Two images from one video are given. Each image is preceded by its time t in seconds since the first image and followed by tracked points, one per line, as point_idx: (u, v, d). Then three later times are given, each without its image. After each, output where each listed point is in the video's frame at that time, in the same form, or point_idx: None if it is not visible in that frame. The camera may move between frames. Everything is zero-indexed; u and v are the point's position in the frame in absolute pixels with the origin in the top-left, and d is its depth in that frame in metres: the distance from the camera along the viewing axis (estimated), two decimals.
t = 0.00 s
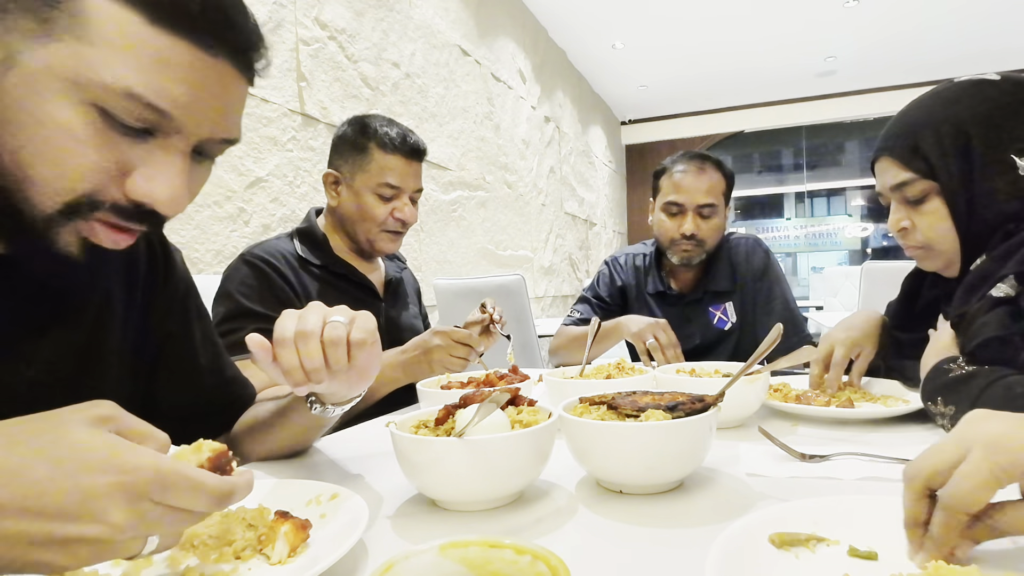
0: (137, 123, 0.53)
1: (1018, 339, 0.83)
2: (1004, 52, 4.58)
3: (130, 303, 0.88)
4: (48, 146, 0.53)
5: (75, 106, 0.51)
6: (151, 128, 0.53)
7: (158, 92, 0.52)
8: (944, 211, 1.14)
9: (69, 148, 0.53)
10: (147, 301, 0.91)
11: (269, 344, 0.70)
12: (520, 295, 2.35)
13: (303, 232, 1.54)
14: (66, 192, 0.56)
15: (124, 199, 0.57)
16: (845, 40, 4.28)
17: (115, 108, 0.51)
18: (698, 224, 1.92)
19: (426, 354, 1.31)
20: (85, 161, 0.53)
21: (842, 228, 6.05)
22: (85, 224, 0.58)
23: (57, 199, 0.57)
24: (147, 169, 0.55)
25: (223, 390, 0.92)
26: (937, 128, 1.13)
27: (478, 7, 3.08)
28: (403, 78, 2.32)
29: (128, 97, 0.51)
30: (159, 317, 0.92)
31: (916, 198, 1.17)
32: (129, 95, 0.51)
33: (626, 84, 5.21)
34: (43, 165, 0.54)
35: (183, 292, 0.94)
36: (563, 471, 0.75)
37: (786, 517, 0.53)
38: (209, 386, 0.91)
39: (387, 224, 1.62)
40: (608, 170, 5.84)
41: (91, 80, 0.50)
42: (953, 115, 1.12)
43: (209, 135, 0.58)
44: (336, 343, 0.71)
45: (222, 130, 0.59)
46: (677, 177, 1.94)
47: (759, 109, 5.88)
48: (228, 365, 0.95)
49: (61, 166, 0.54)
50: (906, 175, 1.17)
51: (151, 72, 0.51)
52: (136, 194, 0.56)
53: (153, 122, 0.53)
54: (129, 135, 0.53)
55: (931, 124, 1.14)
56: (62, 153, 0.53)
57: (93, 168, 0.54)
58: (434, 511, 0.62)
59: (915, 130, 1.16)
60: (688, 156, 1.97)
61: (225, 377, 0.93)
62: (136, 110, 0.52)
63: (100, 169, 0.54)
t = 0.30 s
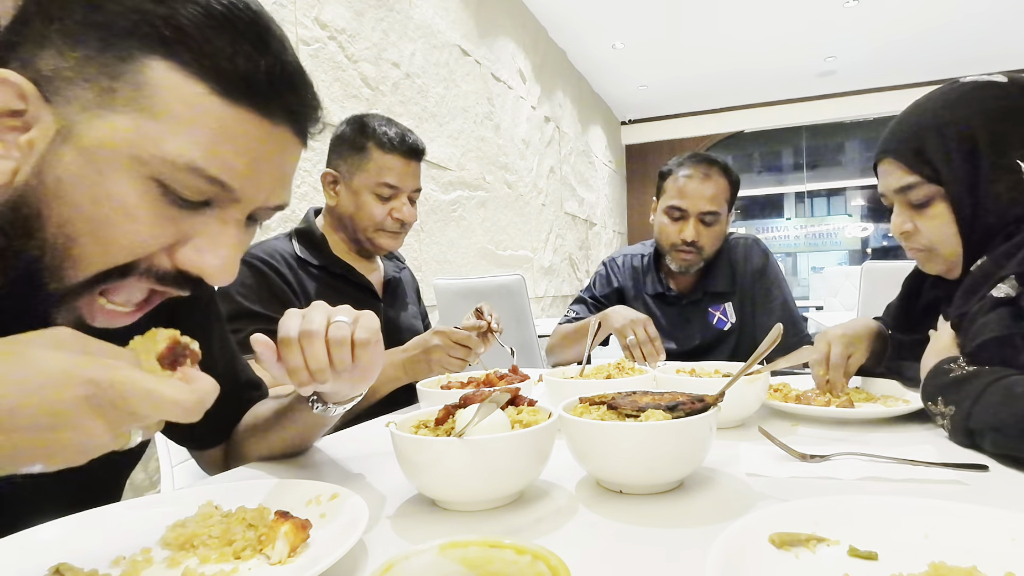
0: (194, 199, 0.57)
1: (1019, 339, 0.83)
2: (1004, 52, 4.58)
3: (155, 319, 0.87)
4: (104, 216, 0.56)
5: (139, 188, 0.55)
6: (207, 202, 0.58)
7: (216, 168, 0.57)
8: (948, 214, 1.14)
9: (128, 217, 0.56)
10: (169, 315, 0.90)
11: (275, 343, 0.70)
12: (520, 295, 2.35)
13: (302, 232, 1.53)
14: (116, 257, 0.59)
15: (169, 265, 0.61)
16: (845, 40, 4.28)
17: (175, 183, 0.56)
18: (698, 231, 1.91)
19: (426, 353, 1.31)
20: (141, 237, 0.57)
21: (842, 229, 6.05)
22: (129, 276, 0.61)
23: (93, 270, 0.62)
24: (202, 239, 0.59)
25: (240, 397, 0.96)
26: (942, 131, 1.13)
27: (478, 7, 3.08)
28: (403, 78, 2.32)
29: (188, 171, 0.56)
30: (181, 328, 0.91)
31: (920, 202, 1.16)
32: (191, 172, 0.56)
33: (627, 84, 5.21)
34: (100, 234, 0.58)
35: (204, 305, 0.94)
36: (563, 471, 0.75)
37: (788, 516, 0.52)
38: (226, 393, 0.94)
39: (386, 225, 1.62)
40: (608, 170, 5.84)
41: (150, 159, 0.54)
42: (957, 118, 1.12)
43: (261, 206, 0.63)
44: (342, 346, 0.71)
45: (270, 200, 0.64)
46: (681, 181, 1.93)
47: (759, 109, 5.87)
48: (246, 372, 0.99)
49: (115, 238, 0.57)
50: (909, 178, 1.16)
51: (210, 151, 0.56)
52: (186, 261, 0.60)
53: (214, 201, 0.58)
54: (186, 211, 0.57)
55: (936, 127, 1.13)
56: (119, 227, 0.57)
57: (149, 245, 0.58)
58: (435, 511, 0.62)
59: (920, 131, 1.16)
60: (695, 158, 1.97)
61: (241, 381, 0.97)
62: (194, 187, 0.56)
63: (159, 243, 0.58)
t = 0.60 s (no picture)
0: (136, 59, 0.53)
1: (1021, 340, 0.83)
2: (1003, 52, 4.58)
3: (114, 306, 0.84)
4: (47, 99, 0.52)
5: (75, 56, 0.51)
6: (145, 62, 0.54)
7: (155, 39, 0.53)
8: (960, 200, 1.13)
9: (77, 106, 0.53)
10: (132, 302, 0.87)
11: (281, 337, 0.70)
12: (520, 295, 2.34)
13: (309, 232, 1.54)
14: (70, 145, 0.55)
15: (129, 142, 0.56)
16: (845, 40, 4.28)
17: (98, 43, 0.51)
18: (705, 227, 1.91)
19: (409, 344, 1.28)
20: (84, 107, 0.53)
21: (842, 228, 6.05)
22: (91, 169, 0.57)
23: (66, 148, 0.55)
24: (150, 109, 0.56)
25: (211, 391, 0.87)
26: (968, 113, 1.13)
27: (478, 7, 3.08)
28: (403, 78, 2.32)
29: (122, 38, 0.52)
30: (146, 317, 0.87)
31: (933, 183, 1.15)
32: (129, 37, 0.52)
33: (627, 84, 5.21)
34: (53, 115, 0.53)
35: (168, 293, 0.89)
36: (562, 471, 0.74)
37: (787, 516, 0.52)
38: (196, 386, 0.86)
39: (398, 215, 1.62)
40: (608, 170, 5.84)
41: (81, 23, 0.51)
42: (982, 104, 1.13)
43: (195, 76, 0.58)
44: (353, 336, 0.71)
45: (207, 74, 0.59)
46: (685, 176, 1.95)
47: (759, 109, 5.87)
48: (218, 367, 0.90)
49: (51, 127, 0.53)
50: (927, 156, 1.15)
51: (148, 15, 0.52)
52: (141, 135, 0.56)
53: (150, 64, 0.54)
54: (129, 79, 0.54)
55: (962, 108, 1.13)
56: (57, 104, 0.52)
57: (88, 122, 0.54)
58: (434, 511, 0.62)
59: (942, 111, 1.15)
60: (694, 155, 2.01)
61: (213, 377, 0.88)
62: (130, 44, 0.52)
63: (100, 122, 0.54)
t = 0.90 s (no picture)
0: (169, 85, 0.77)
1: None
2: (1003, 52, 4.58)
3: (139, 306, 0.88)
4: (93, 122, 0.71)
5: (110, 77, 0.71)
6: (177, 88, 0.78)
7: (189, 62, 0.79)
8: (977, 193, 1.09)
9: (103, 129, 0.73)
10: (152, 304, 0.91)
11: (288, 337, 0.70)
12: (520, 295, 2.34)
13: (307, 231, 1.54)
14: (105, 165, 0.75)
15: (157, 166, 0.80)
16: (846, 40, 4.28)
17: (142, 71, 0.74)
18: (705, 225, 1.91)
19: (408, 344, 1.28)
20: (122, 128, 0.74)
21: (842, 228, 6.06)
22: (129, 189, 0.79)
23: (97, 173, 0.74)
24: (178, 134, 0.81)
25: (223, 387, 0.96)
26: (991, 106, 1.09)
27: (478, 7, 3.08)
28: (403, 77, 2.32)
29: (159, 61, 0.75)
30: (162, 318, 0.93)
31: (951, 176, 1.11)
32: (163, 64, 0.76)
33: (627, 83, 5.20)
34: (83, 135, 0.71)
35: (177, 295, 0.97)
36: (563, 471, 0.74)
37: (787, 516, 0.52)
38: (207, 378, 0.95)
39: (398, 216, 1.63)
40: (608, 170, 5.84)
41: (131, 49, 0.72)
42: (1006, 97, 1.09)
43: (230, 105, 0.90)
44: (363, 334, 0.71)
45: (231, 100, 0.90)
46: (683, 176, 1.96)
47: (759, 109, 5.86)
48: (219, 346, 1.06)
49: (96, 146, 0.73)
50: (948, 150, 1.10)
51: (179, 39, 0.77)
52: (172, 159, 0.82)
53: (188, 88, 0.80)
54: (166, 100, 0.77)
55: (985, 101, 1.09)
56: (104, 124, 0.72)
57: (142, 126, 0.76)
58: (434, 511, 0.62)
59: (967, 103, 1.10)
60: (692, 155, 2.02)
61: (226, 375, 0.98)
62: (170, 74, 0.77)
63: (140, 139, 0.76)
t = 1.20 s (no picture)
0: (186, 108, 0.59)
1: None
2: (1003, 52, 4.59)
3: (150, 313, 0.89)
4: (98, 163, 0.57)
5: (122, 103, 0.56)
6: (194, 110, 0.60)
7: (208, 81, 0.59)
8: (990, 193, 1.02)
9: (112, 160, 0.57)
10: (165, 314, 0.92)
11: (287, 340, 0.70)
12: (520, 295, 2.34)
13: (310, 230, 1.53)
14: (98, 192, 0.59)
15: (166, 196, 0.61)
16: (846, 40, 4.28)
17: (154, 94, 0.57)
18: (706, 225, 1.90)
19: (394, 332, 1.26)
20: (126, 163, 0.58)
21: (842, 228, 6.06)
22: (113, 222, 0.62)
23: (95, 195, 0.59)
24: (195, 165, 0.61)
25: (234, 394, 0.96)
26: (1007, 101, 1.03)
27: (478, 7, 3.08)
28: (403, 78, 2.32)
29: (171, 86, 0.57)
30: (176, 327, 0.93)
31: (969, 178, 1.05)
32: (178, 83, 0.57)
33: (627, 84, 5.20)
34: (84, 174, 0.57)
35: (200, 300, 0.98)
36: (562, 471, 0.74)
37: (787, 516, 0.52)
38: (220, 386, 0.95)
39: (398, 216, 1.62)
40: (608, 170, 5.84)
41: (140, 72, 0.56)
42: None
43: (252, 130, 0.65)
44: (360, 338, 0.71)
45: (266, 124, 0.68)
46: (682, 176, 1.97)
47: (759, 109, 5.86)
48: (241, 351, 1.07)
49: (103, 170, 0.57)
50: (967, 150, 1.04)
51: (202, 63, 0.58)
52: (178, 189, 0.61)
53: (205, 111, 0.60)
54: (180, 126, 0.59)
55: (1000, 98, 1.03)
56: (105, 160, 0.57)
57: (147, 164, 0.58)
58: (434, 511, 0.62)
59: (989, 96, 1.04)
60: (690, 154, 2.04)
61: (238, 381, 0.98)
62: (185, 97, 0.58)
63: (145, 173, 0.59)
